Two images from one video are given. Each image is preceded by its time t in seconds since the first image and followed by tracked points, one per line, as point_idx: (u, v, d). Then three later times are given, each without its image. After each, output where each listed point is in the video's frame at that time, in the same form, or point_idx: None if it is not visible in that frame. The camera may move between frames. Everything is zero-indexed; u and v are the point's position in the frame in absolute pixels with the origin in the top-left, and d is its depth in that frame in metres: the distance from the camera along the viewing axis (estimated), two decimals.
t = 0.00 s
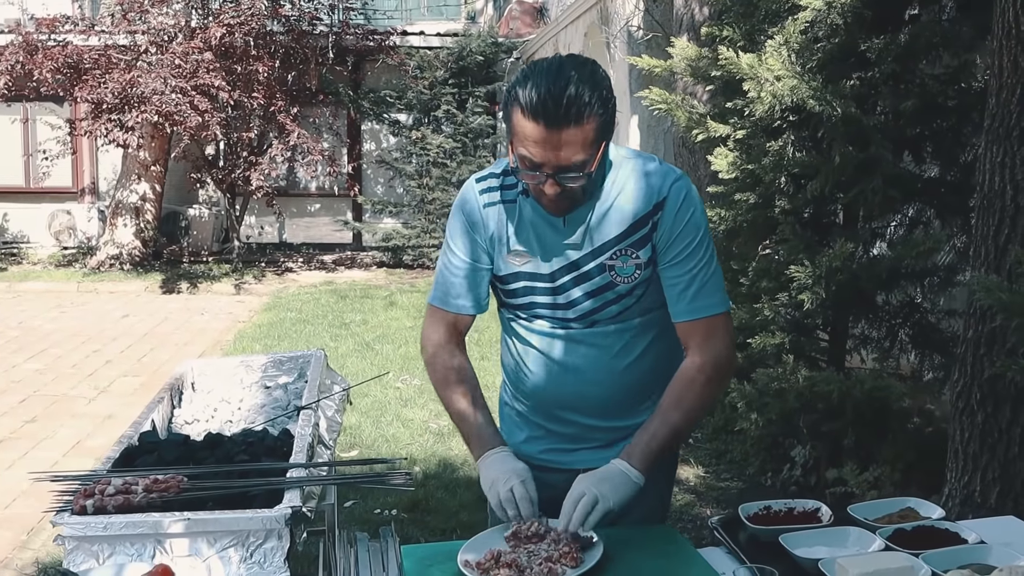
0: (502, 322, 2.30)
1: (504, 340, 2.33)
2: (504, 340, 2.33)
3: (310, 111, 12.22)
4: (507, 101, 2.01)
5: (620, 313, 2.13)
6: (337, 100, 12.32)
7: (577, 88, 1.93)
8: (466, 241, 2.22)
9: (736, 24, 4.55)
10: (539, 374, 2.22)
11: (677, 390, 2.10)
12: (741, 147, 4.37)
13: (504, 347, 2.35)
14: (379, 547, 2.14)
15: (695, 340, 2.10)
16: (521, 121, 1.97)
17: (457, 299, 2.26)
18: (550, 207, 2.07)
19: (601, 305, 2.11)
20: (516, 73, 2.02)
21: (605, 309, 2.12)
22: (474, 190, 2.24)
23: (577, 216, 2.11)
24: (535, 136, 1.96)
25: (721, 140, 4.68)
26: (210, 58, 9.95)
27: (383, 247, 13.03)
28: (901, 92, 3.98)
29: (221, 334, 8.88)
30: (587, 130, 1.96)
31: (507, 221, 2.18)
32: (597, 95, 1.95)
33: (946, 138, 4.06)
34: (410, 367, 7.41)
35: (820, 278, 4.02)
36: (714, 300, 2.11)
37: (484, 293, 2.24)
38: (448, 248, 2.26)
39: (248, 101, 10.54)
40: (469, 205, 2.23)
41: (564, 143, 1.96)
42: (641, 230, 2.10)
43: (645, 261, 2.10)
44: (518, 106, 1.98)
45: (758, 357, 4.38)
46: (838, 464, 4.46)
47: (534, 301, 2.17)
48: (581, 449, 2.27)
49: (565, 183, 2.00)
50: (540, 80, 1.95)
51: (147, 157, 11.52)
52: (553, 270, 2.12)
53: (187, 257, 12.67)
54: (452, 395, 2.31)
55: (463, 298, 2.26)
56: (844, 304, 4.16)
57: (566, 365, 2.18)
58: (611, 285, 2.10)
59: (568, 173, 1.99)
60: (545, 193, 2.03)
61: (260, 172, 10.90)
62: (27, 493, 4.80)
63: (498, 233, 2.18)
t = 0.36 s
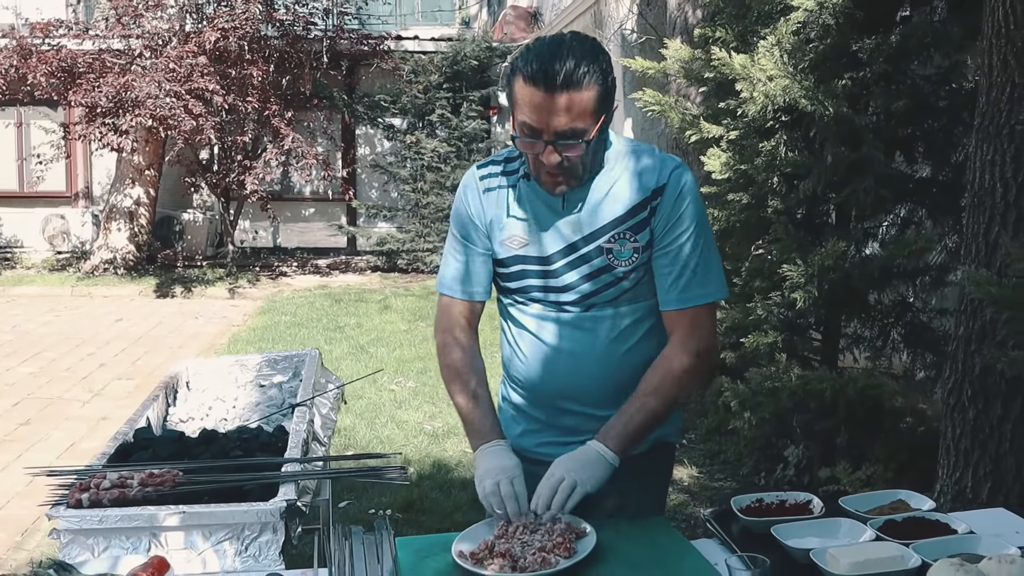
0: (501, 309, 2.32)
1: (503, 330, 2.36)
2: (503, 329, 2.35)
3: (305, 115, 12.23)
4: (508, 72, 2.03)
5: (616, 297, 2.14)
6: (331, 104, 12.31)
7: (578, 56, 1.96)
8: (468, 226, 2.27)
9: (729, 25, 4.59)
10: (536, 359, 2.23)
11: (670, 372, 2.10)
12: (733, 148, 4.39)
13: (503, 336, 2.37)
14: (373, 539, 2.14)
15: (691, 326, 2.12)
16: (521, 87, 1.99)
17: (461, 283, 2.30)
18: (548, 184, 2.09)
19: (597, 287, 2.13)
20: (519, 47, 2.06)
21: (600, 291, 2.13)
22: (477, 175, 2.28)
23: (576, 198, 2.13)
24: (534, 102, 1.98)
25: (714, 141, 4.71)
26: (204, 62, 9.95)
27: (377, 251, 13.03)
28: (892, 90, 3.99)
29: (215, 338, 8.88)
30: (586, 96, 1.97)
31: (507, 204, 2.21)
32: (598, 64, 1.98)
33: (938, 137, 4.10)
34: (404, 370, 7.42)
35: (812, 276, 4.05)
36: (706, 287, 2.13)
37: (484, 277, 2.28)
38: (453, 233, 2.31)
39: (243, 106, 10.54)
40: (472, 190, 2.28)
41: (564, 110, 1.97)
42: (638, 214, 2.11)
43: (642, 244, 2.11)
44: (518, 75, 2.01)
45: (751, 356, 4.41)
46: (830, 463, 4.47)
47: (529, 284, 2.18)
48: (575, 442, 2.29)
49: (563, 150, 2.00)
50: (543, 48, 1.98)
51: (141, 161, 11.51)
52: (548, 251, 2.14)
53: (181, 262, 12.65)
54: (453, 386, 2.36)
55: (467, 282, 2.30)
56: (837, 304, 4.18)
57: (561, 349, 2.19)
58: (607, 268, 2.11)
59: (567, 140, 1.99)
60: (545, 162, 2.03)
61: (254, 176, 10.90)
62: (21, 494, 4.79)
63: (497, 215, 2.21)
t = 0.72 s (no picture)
0: (495, 296, 2.34)
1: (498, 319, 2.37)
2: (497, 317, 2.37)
3: (298, 118, 12.22)
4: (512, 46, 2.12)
5: (609, 280, 2.16)
6: (325, 108, 12.30)
7: (579, 28, 2.04)
8: (466, 210, 2.31)
9: (720, 25, 4.63)
10: (529, 342, 2.24)
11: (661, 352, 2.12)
12: (725, 147, 4.43)
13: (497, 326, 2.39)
14: (365, 532, 2.14)
15: (680, 310, 2.14)
16: (525, 57, 2.07)
17: (457, 267, 2.33)
18: (546, 159, 2.13)
19: (590, 268, 2.14)
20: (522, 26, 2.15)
21: (594, 272, 2.14)
22: (479, 163, 2.33)
23: (571, 179, 2.16)
24: (535, 69, 2.05)
25: (705, 141, 4.74)
26: (198, 65, 9.95)
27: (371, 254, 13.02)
28: (882, 89, 4.02)
29: (208, 341, 8.87)
30: (587, 66, 2.05)
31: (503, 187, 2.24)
32: (599, 38, 2.07)
33: (927, 136, 4.13)
34: (398, 371, 7.42)
35: (803, 274, 4.08)
36: (698, 274, 2.15)
37: (479, 261, 2.30)
38: (451, 217, 2.34)
39: (236, 109, 10.53)
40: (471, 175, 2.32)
41: (563, 77, 2.04)
42: (632, 197, 2.13)
43: (636, 228, 2.13)
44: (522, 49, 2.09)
45: (743, 354, 4.43)
46: (822, 461, 4.49)
47: (522, 265, 2.20)
48: (566, 435, 2.29)
49: (563, 116, 2.06)
50: (546, 21, 2.07)
51: (135, 164, 11.50)
52: (542, 231, 2.15)
53: (174, 265, 12.64)
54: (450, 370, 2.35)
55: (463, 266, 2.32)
56: (829, 302, 4.20)
57: (554, 331, 2.20)
58: (601, 249, 2.12)
59: (567, 107, 2.06)
60: (544, 131, 2.09)
61: (247, 179, 10.90)
62: (12, 495, 4.79)
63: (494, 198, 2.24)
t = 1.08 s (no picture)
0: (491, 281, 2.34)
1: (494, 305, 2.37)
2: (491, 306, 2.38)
3: (292, 119, 12.21)
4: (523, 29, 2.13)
5: (607, 267, 2.16)
6: (319, 109, 12.29)
7: (594, 12, 2.08)
8: (463, 195, 2.32)
9: (712, 25, 4.66)
10: (525, 326, 2.24)
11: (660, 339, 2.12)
12: (716, 146, 4.47)
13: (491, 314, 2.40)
14: (355, 525, 2.13)
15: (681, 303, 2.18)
16: (540, 36, 2.09)
17: (453, 252, 2.34)
18: (554, 140, 2.14)
19: (588, 254, 2.15)
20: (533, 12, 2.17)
21: (591, 258, 2.15)
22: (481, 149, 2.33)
23: (574, 165, 2.16)
24: (549, 48, 2.07)
25: (697, 140, 4.76)
26: (192, 66, 9.95)
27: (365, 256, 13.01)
28: (872, 87, 4.03)
29: (202, 341, 8.86)
30: (600, 49, 2.07)
31: (503, 171, 2.24)
32: (612, 24, 2.10)
33: (918, 135, 4.16)
34: (391, 371, 7.42)
35: (795, 272, 4.10)
36: (696, 267, 2.16)
37: (475, 246, 2.31)
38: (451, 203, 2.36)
39: (229, 110, 10.53)
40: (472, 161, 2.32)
41: (580, 57, 2.06)
42: (634, 186, 2.13)
43: (635, 216, 2.13)
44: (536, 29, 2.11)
45: (735, 352, 4.45)
46: (814, 459, 4.49)
47: (518, 248, 2.21)
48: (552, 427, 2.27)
49: (576, 96, 2.08)
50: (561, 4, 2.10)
51: (128, 166, 11.50)
52: (539, 216, 2.17)
53: (168, 266, 12.62)
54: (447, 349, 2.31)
55: (460, 251, 2.33)
56: (821, 300, 4.22)
57: (549, 316, 2.21)
58: (600, 236, 2.13)
59: (580, 86, 2.07)
60: (556, 109, 2.10)
61: (241, 180, 10.89)
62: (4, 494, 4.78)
63: (493, 182, 2.25)
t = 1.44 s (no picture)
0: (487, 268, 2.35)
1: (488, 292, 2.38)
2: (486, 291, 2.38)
3: (286, 120, 12.18)
4: (541, 16, 2.16)
5: (604, 259, 2.18)
6: (313, 109, 12.26)
7: (611, 7, 2.11)
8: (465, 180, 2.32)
9: (704, 23, 4.69)
10: (521, 314, 2.25)
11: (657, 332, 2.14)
12: (709, 144, 4.50)
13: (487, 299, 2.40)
14: (349, 517, 2.13)
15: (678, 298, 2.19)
16: (557, 26, 2.12)
17: (453, 235, 2.34)
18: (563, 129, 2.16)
19: (587, 245, 2.16)
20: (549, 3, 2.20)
21: (590, 249, 2.17)
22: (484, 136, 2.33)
23: (578, 156, 2.17)
24: (566, 39, 2.10)
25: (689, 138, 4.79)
26: (186, 66, 9.96)
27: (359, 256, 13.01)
28: (864, 84, 4.08)
29: (196, 342, 8.85)
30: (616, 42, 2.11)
31: (506, 157, 2.25)
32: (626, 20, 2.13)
33: (910, 132, 4.18)
34: (385, 371, 7.43)
35: (786, 268, 4.13)
36: (696, 264, 2.17)
37: (474, 231, 2.31)
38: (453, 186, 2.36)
39: (223, 110, 10.52)
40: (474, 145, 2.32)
41: (597, 47, 2.09)
42: (636, 179, 2.15)
43: (636, 210, 2.15)
44: (553, 19, 2.14)
45: (728, 348, 4.48)
46: (806, 456, 4.48)
47: (516, 234, 2.22)
48: (542, 417, 2.26)
49: (589, 86, 2.11)
50: None
51: (122, 166, 11.48)
52: (539, 202, 2.18)
53: (162, 267, 12.61)
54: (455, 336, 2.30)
55: (459, 235, 2.32)
56: (813, 298, 4.24)
57: (547, 302, 2.22)
58: (599, 227, 2.15)
59: (594, 77, 2.10)
60: (571, 97, 2.13)
61: (235, 180, 10.88)
62: None
63: (496, 167, 2.25)
